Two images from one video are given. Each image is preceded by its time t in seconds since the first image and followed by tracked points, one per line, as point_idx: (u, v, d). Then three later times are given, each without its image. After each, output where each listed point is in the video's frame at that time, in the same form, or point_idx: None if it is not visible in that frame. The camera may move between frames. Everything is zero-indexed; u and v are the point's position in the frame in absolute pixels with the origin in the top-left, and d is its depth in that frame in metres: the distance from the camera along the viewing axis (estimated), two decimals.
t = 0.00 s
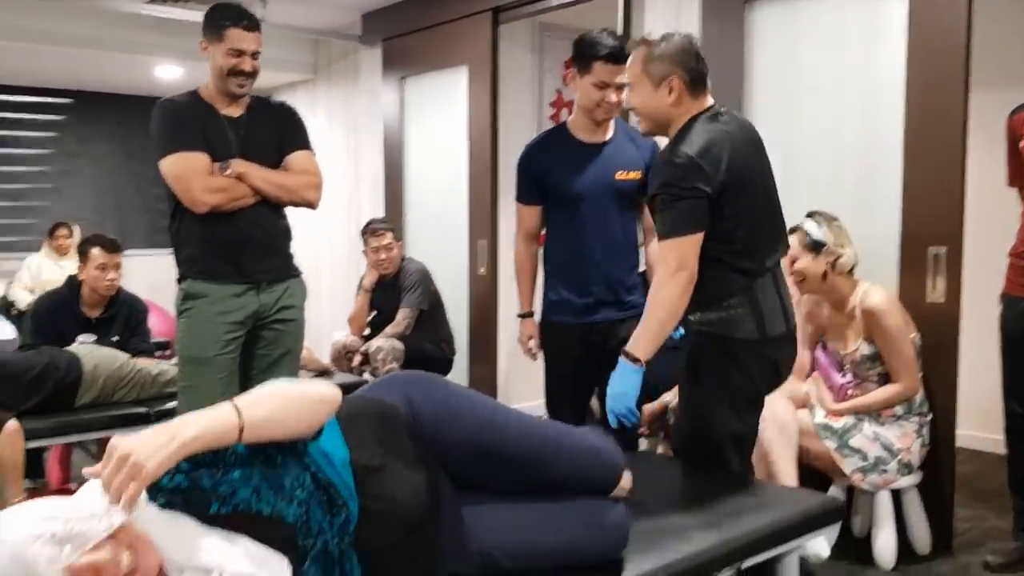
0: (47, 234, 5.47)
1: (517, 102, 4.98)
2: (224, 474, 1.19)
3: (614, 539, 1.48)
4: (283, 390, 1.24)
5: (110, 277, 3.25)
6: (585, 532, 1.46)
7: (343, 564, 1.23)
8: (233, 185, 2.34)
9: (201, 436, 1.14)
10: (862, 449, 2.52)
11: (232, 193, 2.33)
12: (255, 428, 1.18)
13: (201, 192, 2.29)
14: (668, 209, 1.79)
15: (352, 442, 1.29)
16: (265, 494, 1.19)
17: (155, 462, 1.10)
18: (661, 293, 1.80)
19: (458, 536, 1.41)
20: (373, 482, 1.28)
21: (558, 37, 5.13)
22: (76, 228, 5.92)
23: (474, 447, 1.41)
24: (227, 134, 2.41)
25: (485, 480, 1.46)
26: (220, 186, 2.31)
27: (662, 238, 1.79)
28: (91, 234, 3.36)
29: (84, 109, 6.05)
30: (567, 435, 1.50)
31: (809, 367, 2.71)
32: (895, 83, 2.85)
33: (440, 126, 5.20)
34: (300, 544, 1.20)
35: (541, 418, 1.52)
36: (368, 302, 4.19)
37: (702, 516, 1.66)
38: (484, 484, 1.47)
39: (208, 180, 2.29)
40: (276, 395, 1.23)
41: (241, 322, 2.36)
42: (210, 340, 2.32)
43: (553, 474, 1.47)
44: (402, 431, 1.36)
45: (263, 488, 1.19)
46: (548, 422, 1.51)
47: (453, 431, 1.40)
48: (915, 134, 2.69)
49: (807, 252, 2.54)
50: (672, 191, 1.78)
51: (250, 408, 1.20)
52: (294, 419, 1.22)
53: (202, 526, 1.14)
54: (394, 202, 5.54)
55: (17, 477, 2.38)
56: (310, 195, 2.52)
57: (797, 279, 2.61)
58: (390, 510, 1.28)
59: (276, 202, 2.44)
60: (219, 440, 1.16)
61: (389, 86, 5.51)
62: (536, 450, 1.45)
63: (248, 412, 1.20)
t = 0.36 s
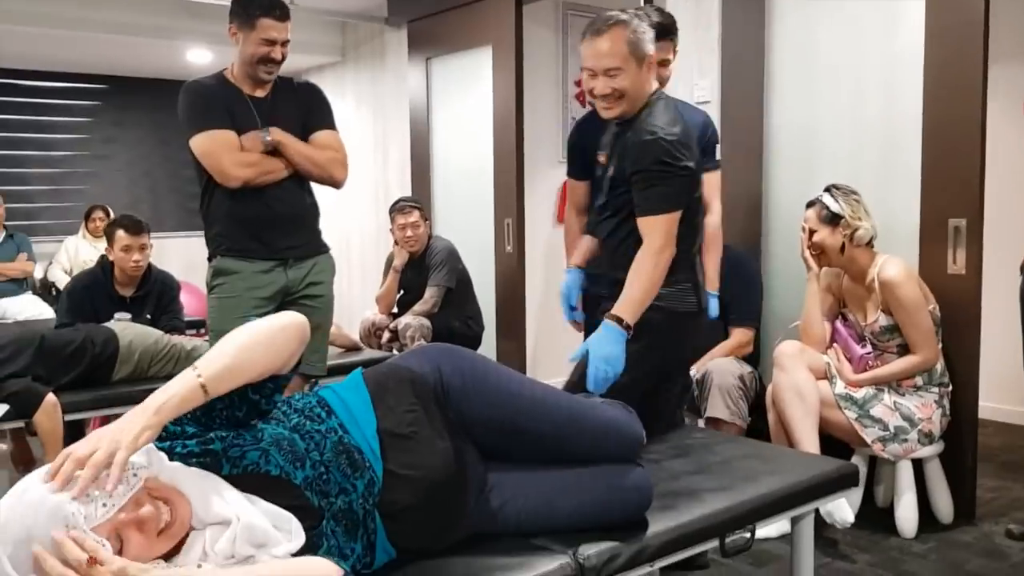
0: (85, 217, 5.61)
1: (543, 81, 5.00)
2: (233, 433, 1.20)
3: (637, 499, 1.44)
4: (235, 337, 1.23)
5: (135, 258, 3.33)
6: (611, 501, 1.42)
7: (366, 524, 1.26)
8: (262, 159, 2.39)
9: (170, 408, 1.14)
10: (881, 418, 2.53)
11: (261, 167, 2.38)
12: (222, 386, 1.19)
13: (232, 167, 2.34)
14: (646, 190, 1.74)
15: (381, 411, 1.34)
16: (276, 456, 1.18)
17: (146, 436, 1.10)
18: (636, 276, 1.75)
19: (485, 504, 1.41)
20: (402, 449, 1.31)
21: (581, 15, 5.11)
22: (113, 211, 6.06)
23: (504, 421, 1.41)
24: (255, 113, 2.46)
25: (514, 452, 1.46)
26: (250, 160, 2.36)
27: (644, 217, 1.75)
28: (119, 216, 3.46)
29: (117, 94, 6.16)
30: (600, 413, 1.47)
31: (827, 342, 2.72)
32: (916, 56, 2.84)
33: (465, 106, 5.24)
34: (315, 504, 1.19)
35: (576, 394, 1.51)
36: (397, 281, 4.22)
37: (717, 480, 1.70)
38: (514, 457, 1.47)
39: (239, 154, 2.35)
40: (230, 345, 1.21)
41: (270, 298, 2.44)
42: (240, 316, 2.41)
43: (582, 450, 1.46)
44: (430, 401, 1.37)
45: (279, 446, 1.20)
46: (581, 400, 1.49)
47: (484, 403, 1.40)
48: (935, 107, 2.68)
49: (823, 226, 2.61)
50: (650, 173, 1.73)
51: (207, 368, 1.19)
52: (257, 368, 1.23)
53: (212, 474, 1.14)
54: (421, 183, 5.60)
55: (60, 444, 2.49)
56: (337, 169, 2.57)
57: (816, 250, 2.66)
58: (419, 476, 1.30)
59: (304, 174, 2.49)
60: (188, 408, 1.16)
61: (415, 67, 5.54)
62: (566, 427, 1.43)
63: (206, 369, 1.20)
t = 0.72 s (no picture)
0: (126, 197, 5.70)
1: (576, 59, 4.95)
2: (252, 406, 1.22)
3: (656, 474, 1.43)
4: (232, 311, 1.17)
5: (166, 239, 3.41)
6: (630, 472, 1.42)
7: (387, 495, 1.28)
8: (294, 138, 2.26)
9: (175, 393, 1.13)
10: (914, 398, 2.49)
11: (293, 147, 2.25)
12: (225, 363, 1.15)
13: (263, 148, 2.21)
14: (627, 202, 1.71)
15: (400, 383, 1.35)
16: (296, 429, 1.21)
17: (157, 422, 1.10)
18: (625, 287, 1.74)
19: (501, 476, 1.42)
20: (422, 422, 1.33)
21: None
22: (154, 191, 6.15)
23: (524, 393, 1.41)
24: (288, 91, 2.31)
25: (535, 423, 1.47)
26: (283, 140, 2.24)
27: (627, 232, 1.72)
28: (154, 195, 3.53)
29: (155, 75, 6.23)
30: (621, 381, 1.46)
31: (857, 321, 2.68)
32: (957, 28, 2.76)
33: (498, 84, 5.22)
34: (335, 476, 1.21)
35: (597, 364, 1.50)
36: (430, 259, 4.23)
37: (740, 457, 1.69)
38: (535, 429, 1.48)
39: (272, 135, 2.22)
40: (228, 320, 1.16)
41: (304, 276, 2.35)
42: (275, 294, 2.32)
43: (605, 419, 1.46)
44: (448, 374, 1.39)
45: (299, 419, 1.22)
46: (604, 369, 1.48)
47: (504, 375, 1.40)
48: (975, 81, 2.61)
49: (853, 202, 2.57)
50: (632, 184, 1.70)
51: (207, 346, 1.15)
52: (258, 341, 1.17)
53: (235, 446, 1.17)
54: (453, 161, 5.60)
55: (99, 417, 2.55)
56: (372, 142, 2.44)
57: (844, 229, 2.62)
58: (438, 447, 1.32)
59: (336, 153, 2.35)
60: (195, 389, 1.15)
61: (448, 45, 5.52)
62: (587, 396, 1.43)
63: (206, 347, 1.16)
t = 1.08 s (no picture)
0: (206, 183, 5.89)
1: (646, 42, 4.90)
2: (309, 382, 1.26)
3: (711, 454, 1.43)
4: (283, 277, 1.22)
5: (233, 227, 3.51)
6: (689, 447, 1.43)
7: (438, 473, 1.29)
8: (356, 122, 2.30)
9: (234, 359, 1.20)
10: (988, 386, 2.41)
11: (353, 130, 2.29)
12: (278, 328, 1.20)
13: (324, 131, 2.26)
14: (657, 142, 1.80)
15: (454, 362, 1.38)
16: (350, 404, 1.25)
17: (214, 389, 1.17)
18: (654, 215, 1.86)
19: (553, 455, 1.43)
20: (474, 398, 1.35)
21: None
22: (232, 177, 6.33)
23: (578, 352, 1.42)
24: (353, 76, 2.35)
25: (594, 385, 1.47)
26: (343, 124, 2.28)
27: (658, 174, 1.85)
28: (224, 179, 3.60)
29: (234, 63, 6.41)
30: (673, 323, 1.44)
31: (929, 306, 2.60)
32: None
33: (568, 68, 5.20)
34: (388, 451, 1.24)
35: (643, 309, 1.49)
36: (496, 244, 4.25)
37: (801, 440, 1.66)
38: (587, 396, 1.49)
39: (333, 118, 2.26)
40: (280, 284, 1.21)
41: (366, 258, 2.39)
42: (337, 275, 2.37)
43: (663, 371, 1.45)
44: (501, 347, 1.41)
45: (353, 394, 1.26)
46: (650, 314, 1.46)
47: (557, 335, 1.42)
48: None
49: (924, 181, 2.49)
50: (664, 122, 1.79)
51: (261, 311, 1.20)
52: (306, 308, 1.22)
53: (291, 418, 1.22)
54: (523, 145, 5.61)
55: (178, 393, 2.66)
56: (432, 122, 2.39)
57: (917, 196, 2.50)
58: (487, 425, 1.34)
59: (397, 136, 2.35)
60: (251, 352, 1.21)
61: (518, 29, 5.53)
62: (644, 346, 1.42)
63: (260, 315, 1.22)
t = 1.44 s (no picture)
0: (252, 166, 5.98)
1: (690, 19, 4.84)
2: (334, 351, 1.29)
3: (741, 424, 1.43)
4: (301, 247, 1.23)
5: (276, 207, 3.56)
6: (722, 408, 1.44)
7: (465, 442, 1.31)
8: (386, 102, 2.30)
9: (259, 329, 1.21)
10: None
11: (383, 111, 2.30)
12: (300, 296, 1.22)
13: (354, 112, 2.27)
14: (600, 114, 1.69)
15: (477, 333, 1.39)
16: (376, 372, 1.28)
17: (241, 359, 1.18)
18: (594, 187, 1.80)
19: (580, 428, 1.44)
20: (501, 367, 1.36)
21: None
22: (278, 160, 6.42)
23: (604, 305, 1.42)
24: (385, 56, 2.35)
25: (619, 341, 1.47)
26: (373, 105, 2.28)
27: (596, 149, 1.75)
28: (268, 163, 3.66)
29: (279, 47, 6.48)
30: (684, 260, 1.47)
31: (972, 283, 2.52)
32: None
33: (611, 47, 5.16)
34: (415, 419, 1.27)
35: (648, 254, 1.51)
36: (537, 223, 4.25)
37: (835, 416, 1.64)
38: (616, 351, 1.49)
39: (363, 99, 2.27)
40: (298, 253, 1.22)
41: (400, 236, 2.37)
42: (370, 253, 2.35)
43: (682, 313, 1.47)
44: (530, 317, 1.40)
45: (379, 363, 1.29)
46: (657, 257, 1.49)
47: (581, 294, 1.41)
48: None
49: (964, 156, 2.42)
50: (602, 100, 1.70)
51: (282, 281, 1.22)
52: (327, 273, 1.23)
53: (320, 387, 1.25)
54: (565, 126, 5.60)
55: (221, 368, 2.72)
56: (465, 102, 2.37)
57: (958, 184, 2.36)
58: (513, 394, 1.34)
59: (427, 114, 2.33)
60: (275, 322, 1.22)
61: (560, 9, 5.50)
62: (664, 288, 1.44)
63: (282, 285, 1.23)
